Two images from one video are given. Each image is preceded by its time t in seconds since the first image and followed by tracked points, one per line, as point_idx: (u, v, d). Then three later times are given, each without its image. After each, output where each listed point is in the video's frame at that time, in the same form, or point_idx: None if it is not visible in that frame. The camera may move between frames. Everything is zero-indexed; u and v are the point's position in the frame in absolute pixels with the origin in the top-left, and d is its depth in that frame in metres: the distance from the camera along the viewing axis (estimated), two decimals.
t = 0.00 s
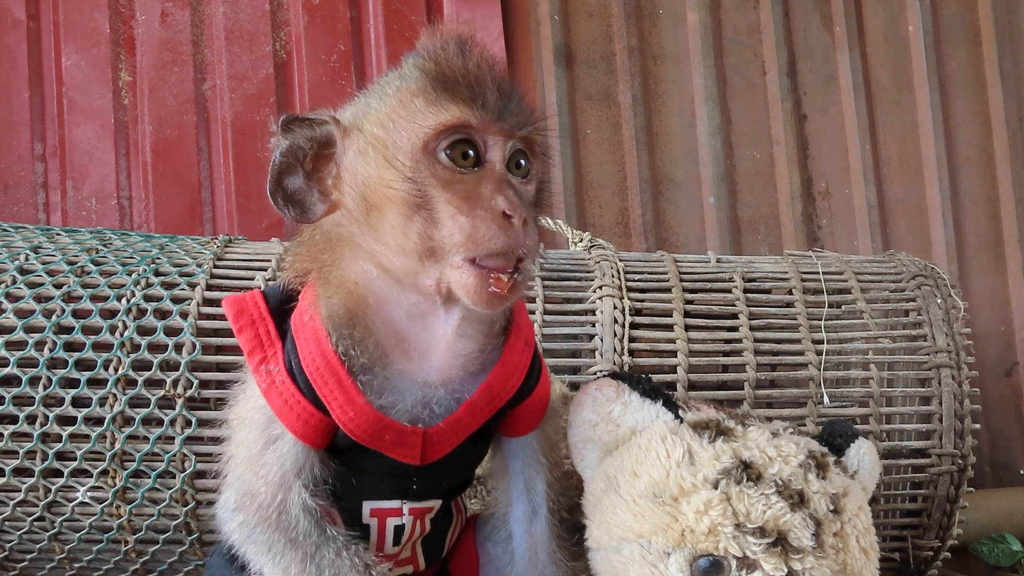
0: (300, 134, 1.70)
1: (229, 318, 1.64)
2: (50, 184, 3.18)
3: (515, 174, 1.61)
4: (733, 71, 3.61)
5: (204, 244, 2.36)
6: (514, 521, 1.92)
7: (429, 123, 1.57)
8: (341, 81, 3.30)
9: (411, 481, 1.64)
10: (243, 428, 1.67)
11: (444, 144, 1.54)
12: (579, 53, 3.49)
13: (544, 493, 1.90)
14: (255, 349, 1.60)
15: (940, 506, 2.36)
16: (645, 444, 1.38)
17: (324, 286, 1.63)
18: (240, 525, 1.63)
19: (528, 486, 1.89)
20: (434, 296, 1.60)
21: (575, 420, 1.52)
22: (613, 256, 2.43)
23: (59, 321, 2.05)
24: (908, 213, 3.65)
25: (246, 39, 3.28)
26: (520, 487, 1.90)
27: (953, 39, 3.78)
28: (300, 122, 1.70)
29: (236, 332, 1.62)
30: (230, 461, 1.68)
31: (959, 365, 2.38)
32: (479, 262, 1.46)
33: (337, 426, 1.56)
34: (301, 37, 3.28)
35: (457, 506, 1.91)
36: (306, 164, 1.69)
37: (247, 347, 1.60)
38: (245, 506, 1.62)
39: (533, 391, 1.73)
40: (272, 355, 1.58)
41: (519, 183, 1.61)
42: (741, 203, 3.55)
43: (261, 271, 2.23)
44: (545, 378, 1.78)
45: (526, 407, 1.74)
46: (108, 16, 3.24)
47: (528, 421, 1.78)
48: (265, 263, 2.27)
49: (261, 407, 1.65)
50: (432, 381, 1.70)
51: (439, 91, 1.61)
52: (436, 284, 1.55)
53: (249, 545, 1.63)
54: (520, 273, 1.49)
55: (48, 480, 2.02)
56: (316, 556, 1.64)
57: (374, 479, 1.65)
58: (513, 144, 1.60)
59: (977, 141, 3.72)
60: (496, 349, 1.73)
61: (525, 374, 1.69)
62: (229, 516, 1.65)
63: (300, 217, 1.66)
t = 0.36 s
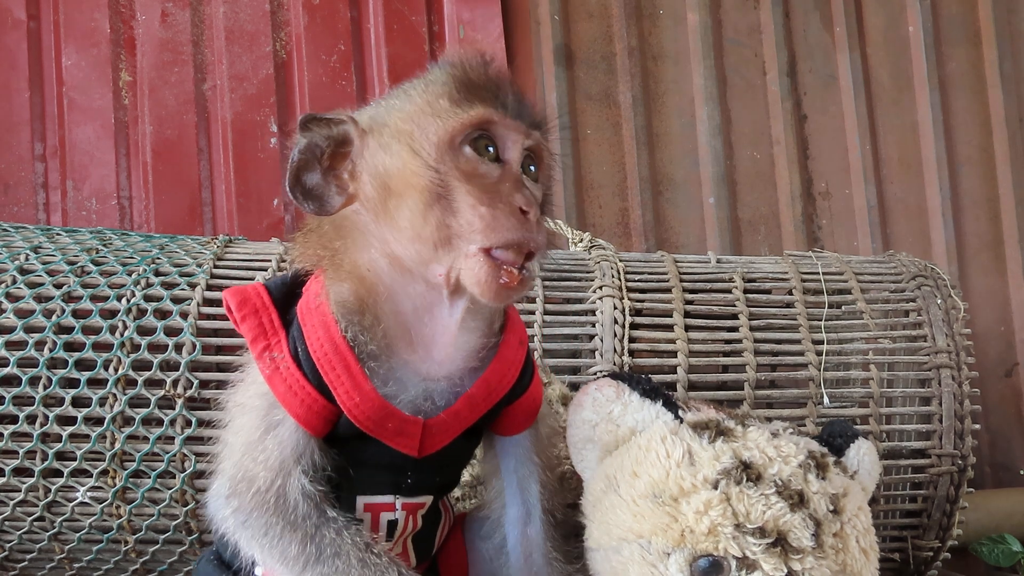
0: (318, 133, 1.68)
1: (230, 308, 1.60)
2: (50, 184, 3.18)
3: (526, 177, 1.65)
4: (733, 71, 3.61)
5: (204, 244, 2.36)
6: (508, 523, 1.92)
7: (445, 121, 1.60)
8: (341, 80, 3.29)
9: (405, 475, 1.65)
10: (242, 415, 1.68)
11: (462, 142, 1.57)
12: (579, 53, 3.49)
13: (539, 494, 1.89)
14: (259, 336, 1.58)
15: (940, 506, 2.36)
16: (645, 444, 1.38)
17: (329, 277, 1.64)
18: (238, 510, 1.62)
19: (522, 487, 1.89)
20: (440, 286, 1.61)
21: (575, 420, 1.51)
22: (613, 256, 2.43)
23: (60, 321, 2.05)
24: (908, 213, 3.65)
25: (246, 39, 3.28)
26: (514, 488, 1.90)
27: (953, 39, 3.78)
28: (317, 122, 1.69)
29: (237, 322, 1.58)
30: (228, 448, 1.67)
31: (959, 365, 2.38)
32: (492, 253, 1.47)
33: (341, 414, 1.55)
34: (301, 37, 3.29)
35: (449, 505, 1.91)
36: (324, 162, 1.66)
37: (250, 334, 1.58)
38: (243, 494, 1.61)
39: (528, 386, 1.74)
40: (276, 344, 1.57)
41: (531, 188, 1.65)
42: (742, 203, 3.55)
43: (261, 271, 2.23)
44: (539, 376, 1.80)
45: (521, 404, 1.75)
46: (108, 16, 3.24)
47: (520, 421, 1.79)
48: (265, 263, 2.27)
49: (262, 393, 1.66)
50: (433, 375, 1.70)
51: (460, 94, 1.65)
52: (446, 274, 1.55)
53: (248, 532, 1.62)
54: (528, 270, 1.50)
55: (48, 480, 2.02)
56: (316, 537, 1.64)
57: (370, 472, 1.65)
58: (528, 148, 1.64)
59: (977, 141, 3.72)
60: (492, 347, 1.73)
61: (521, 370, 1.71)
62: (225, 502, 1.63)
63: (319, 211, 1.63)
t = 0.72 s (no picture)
0: (323, 138, 1.71)
1: (241, 303, 1.59)
2: (50, 184, 3.18)
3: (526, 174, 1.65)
4: (733, 71, 3.61)
5: (204, 244, 2.37)
6: (512, 523, 1.93)
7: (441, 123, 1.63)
8: (341, 80, 3.29)
9: (410, 470, 1.66)
10: (246, 404, 1.70)
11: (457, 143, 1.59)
12: (579, 53, 3.49)
13: (542, 494, 1.90)
14: (268, 331, 1.57)
15: (940, 506, 2.36)
16: (645, 444, 1.38)
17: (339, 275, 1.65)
18: (242, 495, 1.63)
19: (526, 487, 1.90)
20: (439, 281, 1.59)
21: (575, 420, 1.51)
22: (613, 256, 2.43)
23: (59, 321, 2.05)
24: (908, 214, 3.65)
25: (246, 39, 3.28)
26: (518, 487, 1.91)
27: (953, 39, 3.78)
28: (323, 126, 1.72)
29: (248, 316, 1.57)
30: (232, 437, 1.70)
31: (958, 365, 2.38)
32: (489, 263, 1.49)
33: (345, 409, 1.55)
34: (301, 37, 3.29)
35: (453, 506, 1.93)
36: (328, 165, 1.70)
37: (259, 329, 1.57)
38: (249, 481, 1.63)
39: (533, 388, 1.74)
40: (285, 338, 1.57)
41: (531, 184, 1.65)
42: (742, 203, 3.55)
43: (261, 271, 2.23)
44: (544, 377, 1.80)
45: (525, 405, 1.75)
46: (108, 16, 3.24)
47: (524, 420, 1.78)
48: (265, 262, 2.27)
49: (266, 383, 1.68)
50: (438, 372, 1.70)
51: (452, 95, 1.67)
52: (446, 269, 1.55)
53: (257, 520, 1.63)
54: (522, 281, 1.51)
55: (48, 480, 2.02)
56: (320, 513, 1.62)
57: (375, 466, 1.67)
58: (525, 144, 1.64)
59: (977, 141, 3.72)
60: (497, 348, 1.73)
61: (526, 373, 1.71)
62: (230, 488, 1.65)
63: (323, 213, 1.66)
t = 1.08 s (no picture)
0: (321, 150, 1.74)
1: (242, 309, 1.61)
2: (50, 184, 3.18)
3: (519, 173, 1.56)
4: (733, 71, 3.61)
5: (204, 244, 2.37)
6: (511, 524, 1.94)
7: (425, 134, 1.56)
8: (341, 81, 3.29)
9: (412, 477, 1.66)
10: (249, 413, 1.69)
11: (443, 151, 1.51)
12: (579, 53, 3.49)
13: (541, 496, 1.90)
14: (270, 337, 1.58)
15: (940, 506, 2.36)
16: (645, 444, 1.38)
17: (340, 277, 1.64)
18: (251, 506, 1.63)
19: (525, 490, 1.90)
20: (440, 283, 1.54)
21: (575, 420, 1.51)
22: (613, 256, 2.43)
23: (59, 322, 2.05)
24: (908, 214, 3.65)
25: (246, 39, 3.29)
26: (517, 490, 1.91)
27: (953, 39, 3.77)
28: (322, 140, 1.76)
29: (249, 322, 1.59)
30: (234, 447, 1.69)
31: (959, 365, 2.38)
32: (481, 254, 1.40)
33: (348, 416, 1.56)
34: (301, 37, 3.29)
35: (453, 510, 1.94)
36: (326, 177, 1.71)
37: (261, 335, 1.59)
38: (255, 490, 1.63)
39: (534, 391, 1.74)
40: (287, 344, 1.58)
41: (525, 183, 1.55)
42: (742, 203, 3.55)
43: (261, 271, 2.23)
44: (546, 379, 1.80)
45: (527, 407, 1.75)
46: (108, 16, 3.24)
47: (525, 423, 1.78)
48: (265, 262, 2.27)
49: (268, 392, 1.67)
50: (440, 378, 1.70)
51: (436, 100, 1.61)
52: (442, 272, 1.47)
53: (267, 528, 1.62)
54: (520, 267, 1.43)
55: (48, 480, 2.02)
56: (334, 517, 1.62)
57: (377, 472, 1.67)
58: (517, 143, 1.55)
59: (977, 141, 3.72)
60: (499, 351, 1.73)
61: (529, 376, 1.71)
62: (237, 499, 1.64)
63: (318, 226, 1.68)
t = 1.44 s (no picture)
0: (329, 148, 1.67)
1: (242, 312, 1.61)
2: (50, 184, 3.18)
3: (534, 200, 1.58)
4: (733, 71, 3.61)
5: (204, 244, 2.37)
6: (510, 526, 1.94)
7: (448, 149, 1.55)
8: (341, 81, 3.29)
9: (413, 480, 1.68)
10: (248, 416, 1.69)
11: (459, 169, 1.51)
12: (579, 53, 3.49)
13: (541, 499, 1.90)
14: (270, 342, 1.59)
15: (940, 506, 2.36)
16: (645, 444, 1.38)
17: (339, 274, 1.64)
18: (250, 508, 1.63)
19: (524, 492, 1.90)
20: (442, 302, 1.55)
21: (574, 420, 1.51)
22: (613, 256, 2.43)
23: (59, 322, 2.05)
24: (908, 214, 3.65)
25: (246, 39, 3.29)
26: (517, 492, 1.91)
27: (953, 39, 3.77)
28: (330, 136, 1.67)
29: (248, 326, 1.59)
30: (232, 450, 1.69)
31: (959, 365, 2.38)
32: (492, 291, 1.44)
33: (348, 422, 1.57)
34: (301, 37, 3.29)
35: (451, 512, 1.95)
36: (333, 179, 1.66)
37: (261, 339, 1.59)
38: (254, 493, 1.63)
39: (534, 396, 1.75)
40: (287, 349, 1.58)
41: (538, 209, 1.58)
42: (742, 203, 3.55)
43: (261, 271, 2.23)
44: (546, 384, 1.80)
45: (527, 410, 1.76)
46: (108, 16, 3.24)
47: (521, 430, 1.80)
48: (265, 262, 2.27)
49: (268, 395, 1.67)
50: (440, 388, 1.70)
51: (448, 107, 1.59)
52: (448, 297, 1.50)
53: (267, 530, 1.62)
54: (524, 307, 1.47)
55: (48, 480, 2.02)
56: (334, 512, 1.63)
57: (378, 474, 1.69)
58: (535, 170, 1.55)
59: (977, 141, 3.72)
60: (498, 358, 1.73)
61: (529, 381, 1.72)
62: (235, 500, 1.64)
63: (325, 229, 1.63)
